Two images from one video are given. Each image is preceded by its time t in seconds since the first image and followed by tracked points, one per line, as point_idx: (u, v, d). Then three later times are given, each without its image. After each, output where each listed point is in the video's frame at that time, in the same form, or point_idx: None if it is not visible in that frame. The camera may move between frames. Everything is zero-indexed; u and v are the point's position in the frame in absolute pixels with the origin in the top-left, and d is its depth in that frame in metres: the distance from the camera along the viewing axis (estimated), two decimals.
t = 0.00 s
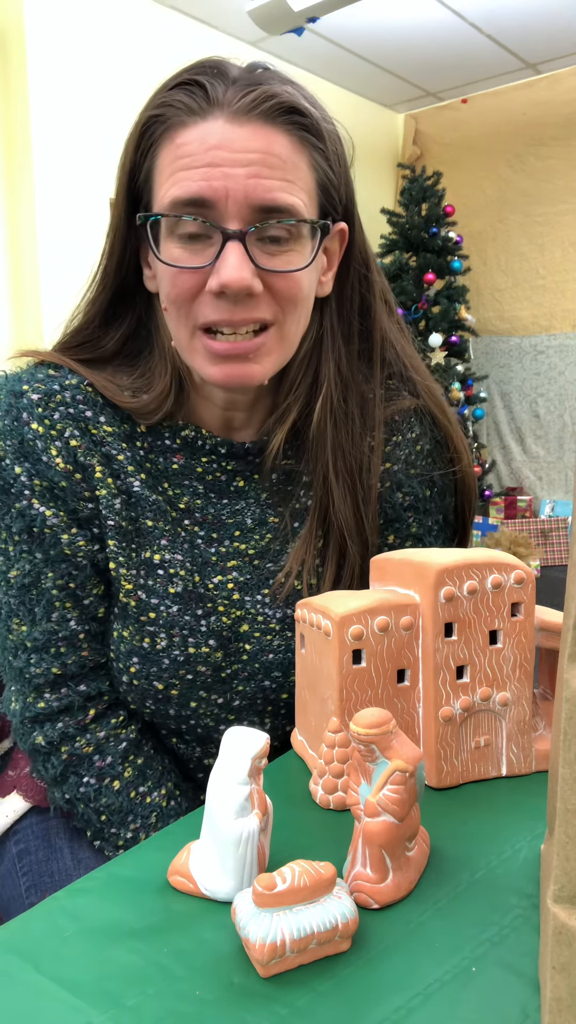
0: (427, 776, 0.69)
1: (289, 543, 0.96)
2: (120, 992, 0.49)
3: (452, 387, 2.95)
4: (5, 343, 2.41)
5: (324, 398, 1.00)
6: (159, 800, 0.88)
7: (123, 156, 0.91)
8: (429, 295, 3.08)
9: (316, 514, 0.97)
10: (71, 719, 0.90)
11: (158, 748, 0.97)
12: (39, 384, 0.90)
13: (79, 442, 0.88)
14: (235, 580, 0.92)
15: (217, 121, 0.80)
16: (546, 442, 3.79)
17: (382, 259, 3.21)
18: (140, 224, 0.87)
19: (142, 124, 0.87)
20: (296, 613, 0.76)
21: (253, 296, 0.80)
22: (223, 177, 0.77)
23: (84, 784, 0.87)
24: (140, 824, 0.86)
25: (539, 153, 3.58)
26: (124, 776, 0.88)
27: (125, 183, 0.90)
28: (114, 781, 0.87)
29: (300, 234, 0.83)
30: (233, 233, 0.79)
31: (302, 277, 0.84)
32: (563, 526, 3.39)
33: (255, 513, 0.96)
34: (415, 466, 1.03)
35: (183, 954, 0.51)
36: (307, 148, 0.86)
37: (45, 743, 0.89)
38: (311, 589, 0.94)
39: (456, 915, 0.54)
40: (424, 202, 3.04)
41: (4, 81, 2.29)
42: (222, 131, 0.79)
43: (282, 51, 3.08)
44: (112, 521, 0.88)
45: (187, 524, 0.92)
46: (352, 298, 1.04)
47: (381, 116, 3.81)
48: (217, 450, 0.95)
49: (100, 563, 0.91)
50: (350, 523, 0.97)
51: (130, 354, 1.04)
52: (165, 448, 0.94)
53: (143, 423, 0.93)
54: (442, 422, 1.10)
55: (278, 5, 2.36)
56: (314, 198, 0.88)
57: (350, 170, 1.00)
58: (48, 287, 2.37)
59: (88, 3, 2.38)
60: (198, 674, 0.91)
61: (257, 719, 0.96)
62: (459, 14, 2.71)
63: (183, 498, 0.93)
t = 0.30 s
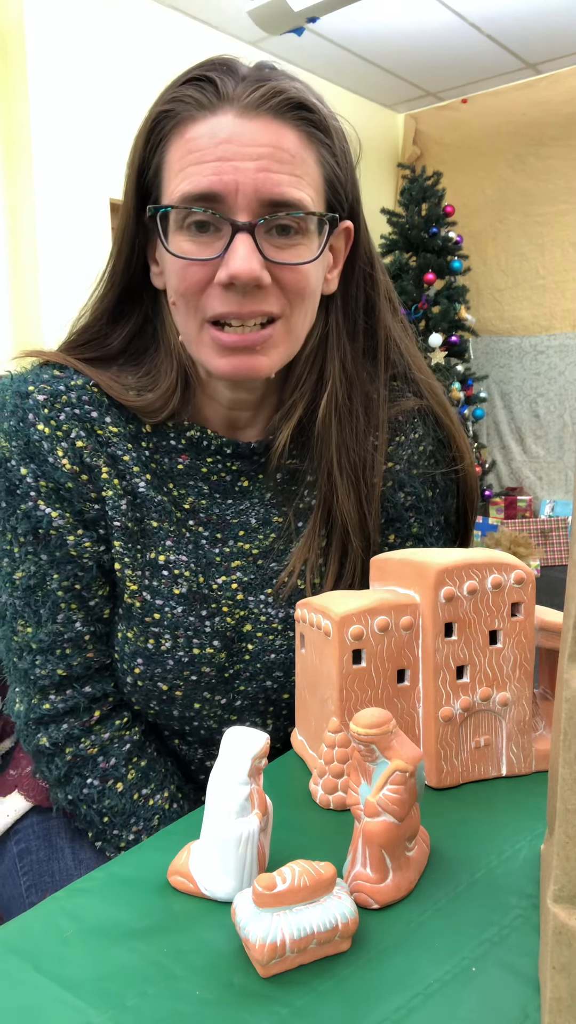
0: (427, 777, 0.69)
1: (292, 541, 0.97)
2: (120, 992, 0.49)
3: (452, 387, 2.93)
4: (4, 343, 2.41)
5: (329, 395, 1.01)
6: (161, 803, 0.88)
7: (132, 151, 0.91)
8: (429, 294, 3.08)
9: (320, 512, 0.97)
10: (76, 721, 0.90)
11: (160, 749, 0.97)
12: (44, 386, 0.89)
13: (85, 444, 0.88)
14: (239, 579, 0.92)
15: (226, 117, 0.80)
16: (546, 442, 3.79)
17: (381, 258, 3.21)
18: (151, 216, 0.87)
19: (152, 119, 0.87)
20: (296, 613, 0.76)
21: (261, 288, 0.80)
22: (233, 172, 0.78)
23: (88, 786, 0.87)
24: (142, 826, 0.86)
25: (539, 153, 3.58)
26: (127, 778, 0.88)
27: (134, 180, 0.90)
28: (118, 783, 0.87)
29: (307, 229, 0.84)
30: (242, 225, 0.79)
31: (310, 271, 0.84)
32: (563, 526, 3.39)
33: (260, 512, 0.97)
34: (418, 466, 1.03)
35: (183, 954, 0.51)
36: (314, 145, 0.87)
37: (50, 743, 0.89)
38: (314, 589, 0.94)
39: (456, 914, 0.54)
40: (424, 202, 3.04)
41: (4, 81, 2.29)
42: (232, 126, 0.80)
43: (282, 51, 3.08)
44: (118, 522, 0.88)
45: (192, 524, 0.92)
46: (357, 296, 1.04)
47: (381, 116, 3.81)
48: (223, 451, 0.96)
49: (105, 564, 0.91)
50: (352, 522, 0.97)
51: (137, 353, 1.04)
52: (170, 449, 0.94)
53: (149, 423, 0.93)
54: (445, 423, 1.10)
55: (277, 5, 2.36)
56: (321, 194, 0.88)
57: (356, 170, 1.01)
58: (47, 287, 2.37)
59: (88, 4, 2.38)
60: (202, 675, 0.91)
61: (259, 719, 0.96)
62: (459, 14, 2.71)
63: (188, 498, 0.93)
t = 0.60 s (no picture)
0: (427, 777, 0.69)
1: (296, 539, 0.97)
2: (120, 992, 0.49)
3: (452, 388, 2.93)
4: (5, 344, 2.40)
5: (333, 389, 1.01)
6: (163, 804, 0.88)
7: (133, 149, 0.92)
8: (428, 294, 3.08)
9: (323, 510, 0.97)
10: (77, 723, 0.90)
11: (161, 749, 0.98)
12: (46, 387, 0.90)
13: (87, 445, 0.88)
14: (242, 578, 0.92)
15: (226, 111, 0.81)
16: (546, 442, 3.79)
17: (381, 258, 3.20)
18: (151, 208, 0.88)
19: (154, 116, 0.88)
20: (296, 613, 0.76)
21: (261, 279, 0.79)
22: (231, 162, 0.78)
23: (89, 788, 0.87)
24: (143, 826, 0.86)
25: (539, 154, 3.58)
26: (128, 779, 0.88)
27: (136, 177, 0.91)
28: (119, 784, 0.87)
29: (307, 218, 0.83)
30: (242, 215, 0.79)
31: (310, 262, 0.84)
32: (563, 526, 3.39)
33: (264, 512, 0.96)
34: (422, 467, 1.03)
35: (183, 954, 0.51)
36: (313, 138, 0.87)
37: (51, 746, 0.88)
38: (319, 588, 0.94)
39: (456, 914, 0.54)
40: (424, 202, 3.04)
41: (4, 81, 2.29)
42: (231, 119, 0.80)
43: (281, 51, 3.08)
44: (120, 523, 0.88)
45: (195, 524, 0.92)
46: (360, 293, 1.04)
47: (381, 116, 3.81)
48: (226, 449, 0.95)
49: (107, 565, 0.91)
50: (356, 519, 0.97)
51: (140, 350, 1.04)
52: (173, 448, 0.94)
53: (151, 423, 0.93)
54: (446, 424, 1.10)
55: (278, 5, 2.36)
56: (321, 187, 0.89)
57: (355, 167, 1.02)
58: (47, 287, 2.36)
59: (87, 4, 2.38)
60: (204, 675, 0.91)
61: (260, 719, 0.96)
62: (459, 14, 2.71)
63: (191, 497, 0.93)
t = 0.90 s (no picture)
0: (427, 777, 0.69)
1: (295, 534, 0.96)
2: (120, 992, 0.49)
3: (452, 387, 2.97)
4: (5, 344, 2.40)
5: (326, 374, 1.01)
6: (159, 803, 0.88)
7: (115, 148, 0.93)
8: (429, 294, 3.09)
9: (322, 501, 0.98)
10: (72, 722, 0.90)
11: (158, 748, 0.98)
12: (43, 383, 0.90)
13: (84, 440, 0.88)
14: (241, 573, 0.92)
15: (203, 90, 0.82)
16: (546, 442, 3.79)
17: (381, 258, 3.21)
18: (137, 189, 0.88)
19: (132, 110, 0.89)
20: (297, 613, 0.76)
21: (249, 246, 0.79)
22: (211, 132, 0.79)
23: (85, 788, 0.87)
24: (140, 825, 0.86)
25: (540, 154, 3.58)
26: (124, 779, 0.88)
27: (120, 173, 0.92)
28: (115, 783, 0.87)
29: (291, 185, 0.84)
30: (226, 185, 0.79)
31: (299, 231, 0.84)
32: (563, 526, 3.39)
33: (265, 508, 0.96)
34: (422, 466, 1.04)
35: (183, 954, 0.51)
36: (289, 112, 0.88)
37: (46, 745, 0.89)
38: (320, 585, 0.94)
39: (456, 915, 0.54)
40: (424, 202, 3.04)
41: (4, 81, 2.29)
42: (207, 96, 0.81)
43: (281, 51, 3.08)
44: (118, 519, 0.88)
45: (193, 520, 0.92)
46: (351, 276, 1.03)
47: (381, 116, 3.82)
48: (225, 442, 0.95)
49: (104, 561, 0.92)
50: (355, 506, 0.98)
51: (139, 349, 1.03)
52: (172, 444, 0.94)
53: (149, 416, 0.93)
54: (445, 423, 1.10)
55: (278, 5, 2.36)
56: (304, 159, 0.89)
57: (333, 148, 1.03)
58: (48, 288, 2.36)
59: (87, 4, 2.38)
60: (201, 673, 0.91)
61: (260, 720, 0.96)
62: (459, 14, 2.71)
63: (190, 491, 0.93)
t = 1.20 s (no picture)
0: (427, 776, 0.69)
1: (287, 538, 0.96)
2: (119, 992, 0.49)
3: (452, 387, 2.99)
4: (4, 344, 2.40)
5: (317, 380, 1.01)
6: (155, 803, 0.88)
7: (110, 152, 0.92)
8: (429, 295, 3.09)
9: (312, 506, 0.97)
10: (66, 724, 0.90)
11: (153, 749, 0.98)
12: (35, 389, 0.90)
13: (76, 446, 0.88)
14: (233, 578, 0.91)
15: (204, 100, 0.82)
16: (546, 442, 3.79)
17: (381, 258, 3.21)
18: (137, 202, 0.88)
19: (129, 118, 0.88)
20: (296, 613, 0.76)
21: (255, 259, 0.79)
22: (215, 145, 0.79)
23: (79, 789, 0.87)
24: (136, 825, 0.85)
25: (540, 153, 3.58)
26: (118, 779, 0.88)
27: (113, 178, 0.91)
28: (110, 783, 0.87)
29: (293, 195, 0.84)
30: (230, 198, 0.79)
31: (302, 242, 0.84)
32: (563, 526, 3.38)
33: (257, 512, 0.96)
34: (414, 468, 1.03)
35: (183, 954, 0.51)
36: (289, 121, 0.89)
37: (39, 748, 0.89)
38: (311, 588, 0.94)
39: (456, 915, 0.54)
40: (424, 202, 3.04)
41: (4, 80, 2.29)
42: (209, 107, 0.81)
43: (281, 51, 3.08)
44: (110, 524, 0.88)
45: (186, 524, 0.92)
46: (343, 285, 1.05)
47: (381, 116, 3.82)
48: (218, 448, 0.96)
49: (96, 566, 0.91)
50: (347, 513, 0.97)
51: (128, 354, 1.04)
52: (164, 449, 0.94)
53: (142, 424, 0.93)
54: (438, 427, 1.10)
55: (278, 4, 2.36)
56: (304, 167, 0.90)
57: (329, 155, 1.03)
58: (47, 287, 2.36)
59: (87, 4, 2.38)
60: (194, 676, 0.91)
61: (258, 720, 0.96)
62: (458, 13, 2.71)
63: (182, 497, 0.93)
